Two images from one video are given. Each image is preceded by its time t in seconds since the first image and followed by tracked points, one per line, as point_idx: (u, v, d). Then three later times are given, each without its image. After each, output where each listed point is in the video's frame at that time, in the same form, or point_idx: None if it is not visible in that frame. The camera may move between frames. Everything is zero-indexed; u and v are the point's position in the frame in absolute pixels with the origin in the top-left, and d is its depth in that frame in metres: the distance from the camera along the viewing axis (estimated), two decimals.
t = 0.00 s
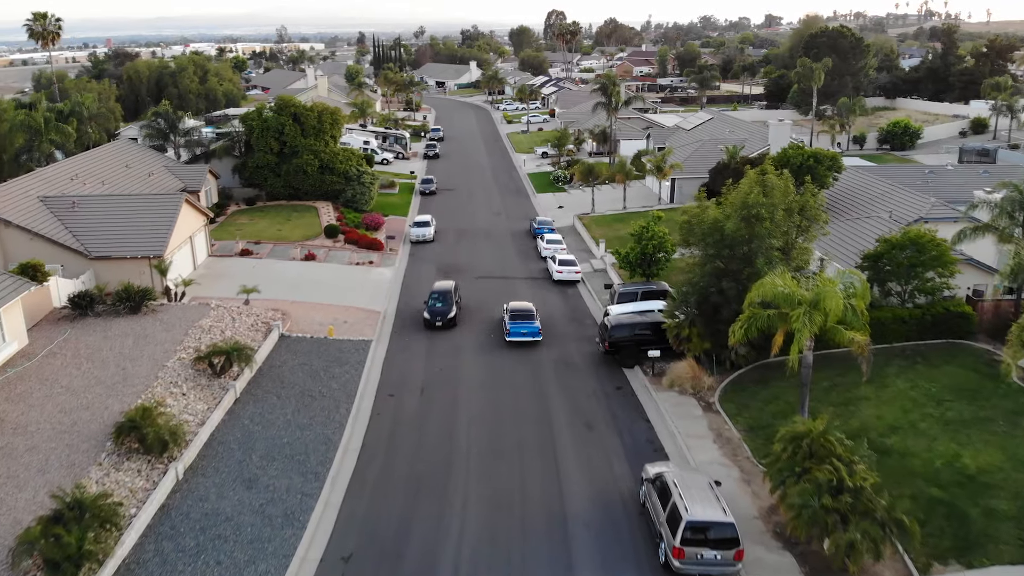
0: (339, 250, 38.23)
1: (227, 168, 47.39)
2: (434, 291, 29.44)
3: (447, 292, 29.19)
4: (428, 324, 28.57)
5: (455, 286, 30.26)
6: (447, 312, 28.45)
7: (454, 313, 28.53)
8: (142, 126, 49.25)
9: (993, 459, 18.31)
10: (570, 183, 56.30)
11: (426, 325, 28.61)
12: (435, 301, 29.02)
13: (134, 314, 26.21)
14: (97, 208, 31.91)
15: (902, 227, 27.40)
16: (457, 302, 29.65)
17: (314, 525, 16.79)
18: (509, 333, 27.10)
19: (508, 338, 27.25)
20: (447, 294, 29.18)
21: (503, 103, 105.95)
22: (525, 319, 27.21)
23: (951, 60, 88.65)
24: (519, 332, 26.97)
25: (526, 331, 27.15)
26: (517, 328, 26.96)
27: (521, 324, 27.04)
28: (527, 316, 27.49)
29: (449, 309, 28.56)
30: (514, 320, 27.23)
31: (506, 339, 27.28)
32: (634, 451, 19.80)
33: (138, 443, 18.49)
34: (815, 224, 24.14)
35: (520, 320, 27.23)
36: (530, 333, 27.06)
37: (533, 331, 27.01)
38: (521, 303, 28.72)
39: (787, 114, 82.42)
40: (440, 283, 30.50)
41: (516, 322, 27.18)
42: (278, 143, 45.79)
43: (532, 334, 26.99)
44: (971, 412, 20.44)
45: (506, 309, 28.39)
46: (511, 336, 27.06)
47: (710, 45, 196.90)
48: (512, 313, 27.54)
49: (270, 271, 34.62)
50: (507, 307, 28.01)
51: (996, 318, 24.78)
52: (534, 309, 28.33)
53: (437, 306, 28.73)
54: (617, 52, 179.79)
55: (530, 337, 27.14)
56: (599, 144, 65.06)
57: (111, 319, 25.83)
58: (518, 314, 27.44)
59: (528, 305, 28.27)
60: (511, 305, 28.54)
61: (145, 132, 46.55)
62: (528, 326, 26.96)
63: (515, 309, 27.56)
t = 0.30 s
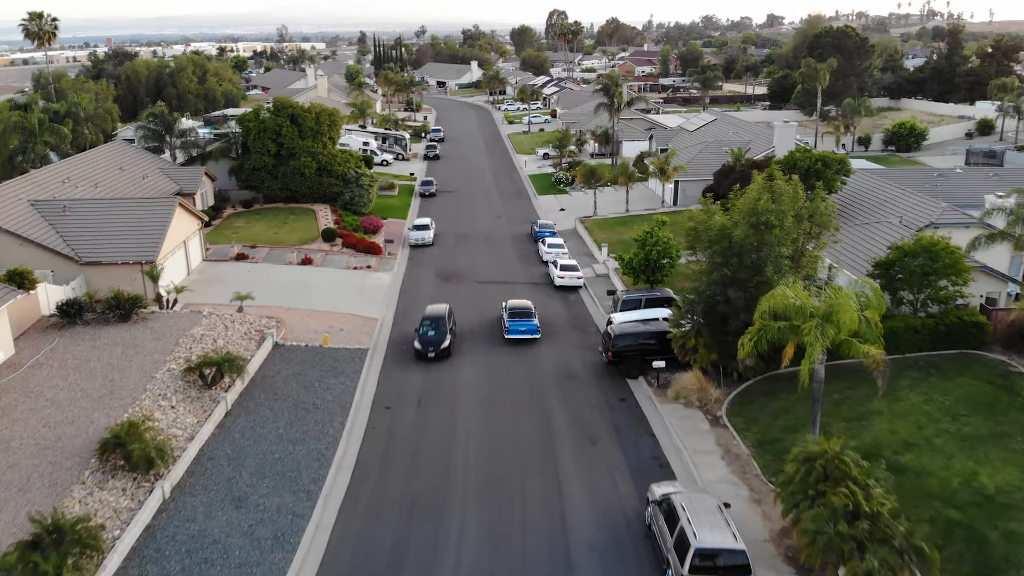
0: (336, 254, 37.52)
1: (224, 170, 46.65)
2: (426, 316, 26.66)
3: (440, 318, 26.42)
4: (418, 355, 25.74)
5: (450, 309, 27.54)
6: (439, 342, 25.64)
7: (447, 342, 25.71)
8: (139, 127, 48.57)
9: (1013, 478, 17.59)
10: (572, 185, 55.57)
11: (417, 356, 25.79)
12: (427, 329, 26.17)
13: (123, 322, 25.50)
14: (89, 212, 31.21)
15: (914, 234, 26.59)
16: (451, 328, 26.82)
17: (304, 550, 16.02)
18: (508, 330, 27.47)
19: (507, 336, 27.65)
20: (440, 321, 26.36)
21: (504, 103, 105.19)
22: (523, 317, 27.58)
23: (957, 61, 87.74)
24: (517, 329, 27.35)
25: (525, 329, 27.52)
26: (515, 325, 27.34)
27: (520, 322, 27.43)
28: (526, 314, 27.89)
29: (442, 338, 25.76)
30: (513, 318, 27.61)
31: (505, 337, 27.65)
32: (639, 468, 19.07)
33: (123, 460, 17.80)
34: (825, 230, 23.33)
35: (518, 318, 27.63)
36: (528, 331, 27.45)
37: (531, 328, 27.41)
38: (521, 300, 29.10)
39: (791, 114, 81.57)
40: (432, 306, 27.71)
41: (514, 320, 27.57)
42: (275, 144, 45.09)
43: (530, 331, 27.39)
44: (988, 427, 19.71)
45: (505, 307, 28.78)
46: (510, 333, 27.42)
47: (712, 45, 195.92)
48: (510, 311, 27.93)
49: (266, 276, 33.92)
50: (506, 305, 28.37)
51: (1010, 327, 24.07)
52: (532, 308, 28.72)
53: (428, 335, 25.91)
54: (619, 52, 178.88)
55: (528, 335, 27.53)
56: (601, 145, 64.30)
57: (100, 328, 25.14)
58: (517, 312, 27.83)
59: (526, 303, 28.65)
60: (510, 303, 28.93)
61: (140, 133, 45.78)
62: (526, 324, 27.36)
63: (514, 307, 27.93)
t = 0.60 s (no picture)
0: (333, 259, 36.79)
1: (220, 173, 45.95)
2: (416, 348, 23.77)
3: (432, 351, 23.57)
4: (406, 394, 22.76)
5: (442, 339, 24.76)
6: (430, 381, 22.71)
7: (439, 380, 22.81)
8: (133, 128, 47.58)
9: None
10: (573, 188, 54.84)
11: (404, 396, 22.81)
12: (417, 364, 23.17)
13: (112, 332, 24.77)
14: (80, 216, 30.49)
15: (928, 242, 25.73)
16: (444, 362, 23.92)
17: None
18: (507, 328, 27.76)
19: (506, 334, 27.89)
20: (431, 355, 23.45)
21: (506, 103, 104.47)
22: (522, 315, 27.88)
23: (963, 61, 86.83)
24: (516, 327, 27.65)
25: (524, 326, 27.84)
26: (515, 323, 27.64)
27: (519, 320, 27.71)
28: (525, 313, 28.23)
29: (434, 375, 22.84)
30: (512, 316, 27.90)
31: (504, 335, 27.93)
32: (644, 487, 18.31)
33: (108, 479, 17.12)
34: (836, 238, 22.41)
35: (517, 316, 27.94)
36: (527, 328, 27.78)
37: (530, 326, 27.74)
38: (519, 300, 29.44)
39: (795, 116, 80.85)
40: (423, 337, 24.83)
41: (513, 318, 27.88)
42: (272, 146, 44.31)
43: (528, 329, 27.71)
44: (1007, 444, 18.94)
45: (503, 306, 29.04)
46: (509, 331, 27.70)
47: (715, 45, 194.90)
48: (509, 309, 28.22)
49: (261, 282, 33.19)
50: (504, 303, 28.66)
51: None
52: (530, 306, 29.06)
53: (419, 371, 22.96)
54: (621, 51, 177.94)
55: (527, 332, 27.86)
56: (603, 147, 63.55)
57: (88, 337, 24.40)
58: (516, 310, 28.13)
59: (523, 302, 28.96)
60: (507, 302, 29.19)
61: (136, 135, 44.95)
62: (525, 322, 27.66)
63: (512, 306, 28.21)
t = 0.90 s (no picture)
0: (331, 263, 36.02)
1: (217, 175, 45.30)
2: (404, 392, 20.80)
3: (423, 395, 20.65)
4: (391, 448, 19.81)
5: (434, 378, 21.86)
6: (419, 433, 19.72)
7: (429, 432, 19.83)
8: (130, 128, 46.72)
9: None
10: (577, 190, 54.05)
11: (389, 450, 19.84)
12: (404, 413, 20.17)
13: (101, 342, 24.09)
14: (72, 221, 29.77)
15: (944, 251, 24.90)
16: (436, 407, 21.00)
17: None
18: (507, 326, 27.91)
19: (507, 332, 28.03)
20: (422, 400, 20.51)
21: (508, 104, 103.69)
22: (521, 313, 28.01)
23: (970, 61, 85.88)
24: (516, 325, 27.81)
25: (523, 325, 27.95)
26: (514, 322, 27.78)
27: (519, 318, 27.84)
28: (524, 311, 28.34)
29: (423, 426, 19.86)
30: (512, 315, 28.05)
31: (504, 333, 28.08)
32: (652, 509, 17.54)
33: (91, 500, 16.37)
34: (849, 246, 21.54)
35: (517, 314, 28.07)
36: (526, 327, 27.92)
37: (529, 324, 27.87)
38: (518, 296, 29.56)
39: (800, 117, 80.02)
40: (413, 376, 21.88)
41: (513, 316, 27.98)
42: (270, 148, 43.58)
43: (528, 327, 27.84)
44: None
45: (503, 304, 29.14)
46: (509, 330, 27.85)
47: (718, 45, 193.98)
48: (508, 307, 28.33)
49: (257, 288, 32.43)
50: (504, 301, 28.77)
51: None
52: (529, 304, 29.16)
53: (406, 420, 20.00)
54: (625, 51, 177.07)
55: (526, 331, 28.00)
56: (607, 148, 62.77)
57: (76, 347, 23.68)
58: (516, 308, 28.26)
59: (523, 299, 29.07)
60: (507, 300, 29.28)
61: (132, 136, 44.28)
62: (525, 320, 27.79)
63: (512, 304, 28.32)
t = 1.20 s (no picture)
0: (330, 269, 35.21)
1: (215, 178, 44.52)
2: (388, 451, 17.83)
3: (409, 456, 17.62)
4: (369, 524, 16.73)
5: (423, 432, 18.88)
6: (402, 505, 16.66)
7: (415, 504, 16.78)
8: (127, 130, 45.89)
9: None
10: (581, 192, 53.20)
11: (367, 525, 16.79)
12: (386, 479, 17.15)
13: (90, 353, 23.33)
14: (63, 226, 28.99)
15: (962, 262, 24.06)
16: (424, 469, 17.98)
17: None
18: (507, 325, 28.09)
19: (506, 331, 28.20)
20: (407, 462, 17.51)
21: (512, 104, 102.85)
22: (522, 312, 28.24)
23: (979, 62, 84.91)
24: (516, 324, 28.01)
25: (523, 324, 28.18)
26: (515, 320, 27.99)
27: (520, 317, 28.06)
28: (525, 310, 28.57)
29: (408, 496, 16.82)
30: (512, 313, 28.27)
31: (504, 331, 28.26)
32: (663, 536, 16.66)
33: (73, 525, 15.58)
34: (865, 256, 20.65)
35: (518, 313, 28.29)
36: (526, 325, 28.16)
37: (530, 323, 28.07)
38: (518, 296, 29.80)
39: (807, 118, 79.19)
40: (399, 429, 18.90)
41: (514, 315, 28.24)
42: (269, 150, 42.83)
43: (528, 325, 28.04)
44: None
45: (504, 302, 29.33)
46: (509, 329, 28.02)
47: (723, 45, 193.12)
48: (510, 306, 28.55)
49: (254, 295, 31.62)
50: (505, 301, 28.99)
51: None
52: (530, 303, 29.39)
53: (387, 488, 16.97)
54: (629, 52, 176.44)
55: (526, 329, 28.19)
56: (611, 150, 61.96)
57: (63, 359, 22.92)
58: (517, 307, 28.47)
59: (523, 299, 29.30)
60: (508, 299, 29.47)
61: (128, 138, 43.41)
62: (525, 318, 28.00)
63: (513, 303, 28.54)
